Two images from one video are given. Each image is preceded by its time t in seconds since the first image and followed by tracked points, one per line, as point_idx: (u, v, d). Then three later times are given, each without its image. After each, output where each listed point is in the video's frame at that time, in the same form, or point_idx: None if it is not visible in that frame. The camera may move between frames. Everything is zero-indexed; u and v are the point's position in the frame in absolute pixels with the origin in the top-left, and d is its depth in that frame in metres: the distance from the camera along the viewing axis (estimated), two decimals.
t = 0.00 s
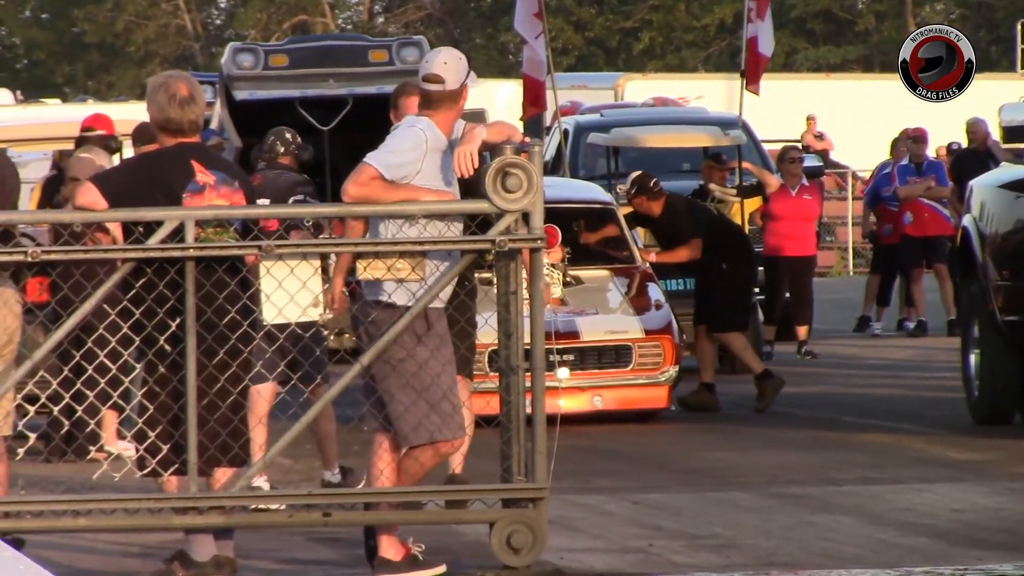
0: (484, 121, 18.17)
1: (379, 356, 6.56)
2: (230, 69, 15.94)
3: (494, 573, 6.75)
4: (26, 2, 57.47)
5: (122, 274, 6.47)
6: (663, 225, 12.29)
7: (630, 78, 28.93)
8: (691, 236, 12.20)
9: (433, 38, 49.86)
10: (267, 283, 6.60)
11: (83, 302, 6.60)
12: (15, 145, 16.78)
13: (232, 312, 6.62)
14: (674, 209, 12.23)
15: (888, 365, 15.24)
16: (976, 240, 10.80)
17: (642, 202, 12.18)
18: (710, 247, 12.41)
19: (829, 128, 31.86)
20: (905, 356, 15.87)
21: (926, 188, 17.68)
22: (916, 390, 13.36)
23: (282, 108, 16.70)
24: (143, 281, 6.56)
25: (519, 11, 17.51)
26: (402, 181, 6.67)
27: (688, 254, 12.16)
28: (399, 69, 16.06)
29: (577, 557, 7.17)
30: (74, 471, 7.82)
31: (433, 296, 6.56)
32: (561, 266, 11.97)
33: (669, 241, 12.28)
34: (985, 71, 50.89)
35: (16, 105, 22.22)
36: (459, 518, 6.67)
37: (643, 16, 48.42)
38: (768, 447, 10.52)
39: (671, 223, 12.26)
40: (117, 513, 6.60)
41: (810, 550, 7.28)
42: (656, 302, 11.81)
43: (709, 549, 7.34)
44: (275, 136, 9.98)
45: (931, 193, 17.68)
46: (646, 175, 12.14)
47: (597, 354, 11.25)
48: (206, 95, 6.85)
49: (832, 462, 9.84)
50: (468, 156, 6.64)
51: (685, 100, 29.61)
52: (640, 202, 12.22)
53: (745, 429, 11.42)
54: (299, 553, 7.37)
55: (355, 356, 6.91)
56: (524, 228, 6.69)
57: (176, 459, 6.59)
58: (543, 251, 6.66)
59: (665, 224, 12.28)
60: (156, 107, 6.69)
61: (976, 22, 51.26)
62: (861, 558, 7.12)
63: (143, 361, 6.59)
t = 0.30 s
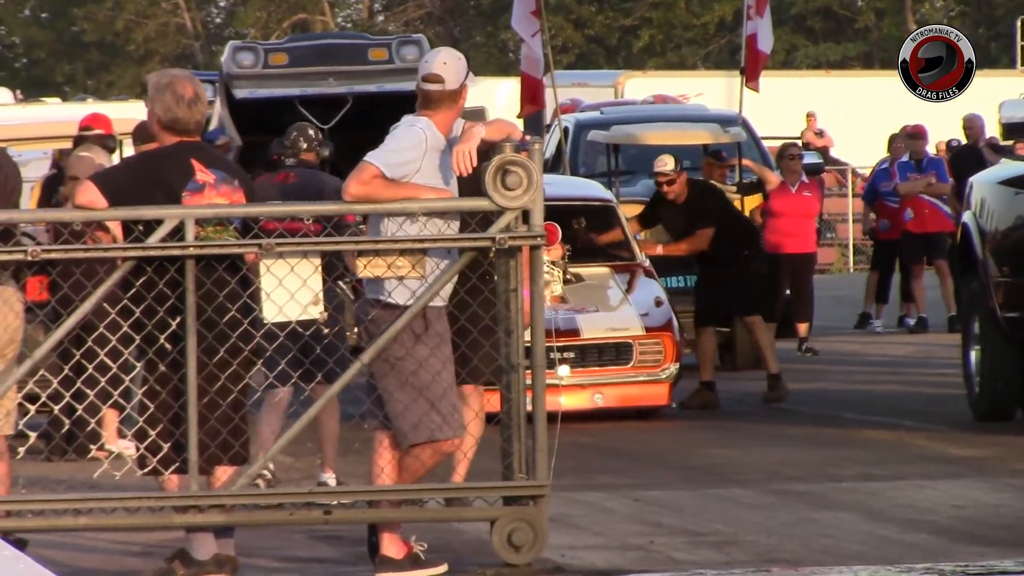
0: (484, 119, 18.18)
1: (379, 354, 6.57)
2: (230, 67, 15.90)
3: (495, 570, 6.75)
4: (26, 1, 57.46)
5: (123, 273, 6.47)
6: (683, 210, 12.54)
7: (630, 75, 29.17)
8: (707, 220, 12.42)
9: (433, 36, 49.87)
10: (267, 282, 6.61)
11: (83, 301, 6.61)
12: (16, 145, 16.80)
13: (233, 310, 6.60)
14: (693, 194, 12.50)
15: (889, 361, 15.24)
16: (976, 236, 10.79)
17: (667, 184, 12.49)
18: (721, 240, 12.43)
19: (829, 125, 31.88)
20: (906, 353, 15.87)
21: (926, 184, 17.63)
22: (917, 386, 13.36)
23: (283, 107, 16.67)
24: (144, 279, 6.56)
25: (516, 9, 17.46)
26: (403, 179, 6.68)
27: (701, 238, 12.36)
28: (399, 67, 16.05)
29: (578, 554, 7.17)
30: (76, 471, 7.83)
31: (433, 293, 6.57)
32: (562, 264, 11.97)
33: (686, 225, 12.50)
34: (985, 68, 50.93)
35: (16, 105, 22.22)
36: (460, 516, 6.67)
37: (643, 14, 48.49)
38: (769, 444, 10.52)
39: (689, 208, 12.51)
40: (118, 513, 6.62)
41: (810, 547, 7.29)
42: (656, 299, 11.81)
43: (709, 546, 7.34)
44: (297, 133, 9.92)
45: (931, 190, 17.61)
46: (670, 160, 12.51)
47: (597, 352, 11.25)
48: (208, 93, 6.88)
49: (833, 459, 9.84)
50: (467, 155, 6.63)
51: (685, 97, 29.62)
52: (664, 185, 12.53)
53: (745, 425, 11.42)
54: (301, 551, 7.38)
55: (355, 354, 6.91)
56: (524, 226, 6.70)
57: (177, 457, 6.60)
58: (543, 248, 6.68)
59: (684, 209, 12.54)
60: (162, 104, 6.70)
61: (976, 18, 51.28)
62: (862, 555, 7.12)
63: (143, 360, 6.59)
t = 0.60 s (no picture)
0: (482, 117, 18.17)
1: (377, 352, 6.57)
2: (228, 66, 15.93)
3: (493, 569, 6.75)
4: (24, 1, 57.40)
5: (122, 271, 6.50)
6: (733, 200, 12.36)
7: (628, 73, 29.09)
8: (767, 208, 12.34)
9: (431, 35, 49.88)
10: (266, 280, 6.62)
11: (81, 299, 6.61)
12: (14, 144, 16.81)
13: (231, 309, 6.57)
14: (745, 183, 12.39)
15: (887, 359, 15.24)
16: (974, 234, 10.80)
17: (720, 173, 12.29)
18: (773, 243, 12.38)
19: (827, 123, 31.88)
20: (904, 350, 15.87)
21: (922, 181, 17.57)
22: (915, 384, 13.35)
23: (280, 106, 16.62)
24: (142, 278, 6.57)
25: (512, 7, 17.43)
26: (401, 179, 6.66)
27: (776, 228, 12.25)
28: (398, 66, 15.99)
29: (576, 553, 7.17)
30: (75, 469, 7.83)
31: (431, 292, 6.56)
32: (559, 262, 11.98)
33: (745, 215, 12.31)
34: (983, 65, 50.91)
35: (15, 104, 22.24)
36: (457, 515, 6.70)
37: (640, 12, 48.56)
38: (767, 442, 10.53)
39: (743, 196, 12.37)
40: (117, 512, 6.62)
41: (808, 545, 7.29)
42: (655, 296, 11.82)
43: (708, 544, 7.34)
44: (301, 127, 9.99)
45: (926, 187, 17.55)
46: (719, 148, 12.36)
47: (595, 350, 11.24)
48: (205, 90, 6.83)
49: (831, 457, 9.84)
50: (464, 153, 6.63)
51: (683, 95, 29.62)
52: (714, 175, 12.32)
53: (743, 424, 11.42)
54: (299, 549, 7.37)
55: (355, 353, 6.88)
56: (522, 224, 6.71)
57: (175, 456, 6.60)
58: (541, 247, 6.68)
59: (737, 199, 12.36)
60: (161, 104, 6.66)
61: (974, 16, 51.23)
62: (861, 553, 7.12)
63: (141, 359, 6.58)
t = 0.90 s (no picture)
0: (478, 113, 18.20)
1: (374, 349, 6.57)
2: (225, 63, 15.93)
3: (491, 565, 6.75)
4: None
5: (118, 268, 6.49)
6: (771, 180, 12.12)
7: (624, 70, 29.05)
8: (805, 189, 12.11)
9: (428, 31, 49.87)
10: (262, 276, 6.66)
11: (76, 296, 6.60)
12: (10, 141, 16.81)
13: (227, 305, 6.58)
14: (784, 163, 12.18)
15: (884, 355, 15.25)
16: (971, 230, 10.81)
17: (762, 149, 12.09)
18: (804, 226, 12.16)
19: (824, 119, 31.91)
20: (901, 346, 15.88)
21: (912, 176, 17.77)
22: (913, 380, 13.36)
23: (277, 103, 16.60)
24: (138, 275, 6.56)
25: (508, 3, 17.51)
26: (398, 177, 6.63)
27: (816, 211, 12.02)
28: (394, 62, 16.05)
29: (573, 549, 7.17)
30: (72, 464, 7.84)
31: (427, 288, 6.56)
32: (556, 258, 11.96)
33: (783, 195, 12.08)
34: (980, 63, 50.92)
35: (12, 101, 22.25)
36: (455, 511, 6.70)
37: (637, 9, 48.49)
38: (764, 438, 10.54)
39: (783, 177, 12.13)
40: (114, 508, 6.62)
41: (806, 541, 7.29)
42: (651, 292, 11.82)
43: (705, 540, 7.34)
44: (285, 124, 9.87)
45: (916, 182, 17.76)
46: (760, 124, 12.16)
47: (592, 346, 11.25)
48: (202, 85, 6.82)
49: (828, 453, 9.85)
50: (460, 150, 6.62)
51: (679, 92, 29.63)
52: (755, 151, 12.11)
53: (741, 420, 11.43)
54: (297, 546, 7.38)
55: (351, 350, 6.88)
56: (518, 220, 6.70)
57: (172, 453, 6.60)
58: (537, 243, 6.68)
59: (776, 178, 12.12)
60: (159, 101, 6.64)
61: (970, 12, 51.30)
62: (858, 549, 7.12)
63: (138, 356, 6.58)
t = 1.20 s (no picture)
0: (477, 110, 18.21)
1: (373, 345, 6.56)
2: (223, 59, 15.89)
3: (490, 562, 6.75)
4: None
5: (116, 266, 6.47)
6: (784, 180, 11.87)
7: (625, 65, 28.92)
8: (817, 187, 11.90)
9: (426, 28, 49.87)
10: (261, 274, 6.66)
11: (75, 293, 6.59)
12: (9, 138, 16.81)
13: (226, 302, 6.58)
14: (797, 164, 11.94)
15: (883, 351, 15.26)
16: (970, 226, 10.81)
17: (776, 148, 11.82)
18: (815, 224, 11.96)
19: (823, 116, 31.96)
20: (901, 342, 15.88)
21: (905, 171, 17.79)
22: (912, 376, 13.36)
23: (276, 100, 16.59)
24: (137, 272, 6.55)
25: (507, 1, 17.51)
26: (397, 174, 6.63)
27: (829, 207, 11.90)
28: (393, 59, 16.06)
29: (572, 545, 7.17)
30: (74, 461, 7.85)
31: (426, 285, 6.56)
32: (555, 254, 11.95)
33: (796, 193, 11.84)
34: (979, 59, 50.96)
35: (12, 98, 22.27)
36: (453, 508, 6.70)
37: (636, 5, 48.10)
38: (763, 434, 10.54)
39: (796, 177, 11.89)
40: (112, 505, 6.61)
41: (805, 537, 7.29)
42: (651, 288, 11.82)
43: (704, 536, 7.34)
44: (277, 119, 9.82)
45: (909, 176, 17.75)
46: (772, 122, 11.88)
47: (591, 343, 11.25)
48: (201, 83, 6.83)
49: (827, 449, 9.86)
50: (457, 147, 6.62)
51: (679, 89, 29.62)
52: (768, 150, 11.84)
53: (740, 416, 11.43)
54: (296, 543, 7.37)
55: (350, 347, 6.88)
56: (517, 217, 6.70)
57: (170, 450, 6.61)
58: (536, 240, 6.68)
59: (789, 179, 11.87)
60: (159, 97, 6.65)
61: (970, 7, 51.40)
62: (857, 545, 7.12)
63: (136, 353, 6.57)
